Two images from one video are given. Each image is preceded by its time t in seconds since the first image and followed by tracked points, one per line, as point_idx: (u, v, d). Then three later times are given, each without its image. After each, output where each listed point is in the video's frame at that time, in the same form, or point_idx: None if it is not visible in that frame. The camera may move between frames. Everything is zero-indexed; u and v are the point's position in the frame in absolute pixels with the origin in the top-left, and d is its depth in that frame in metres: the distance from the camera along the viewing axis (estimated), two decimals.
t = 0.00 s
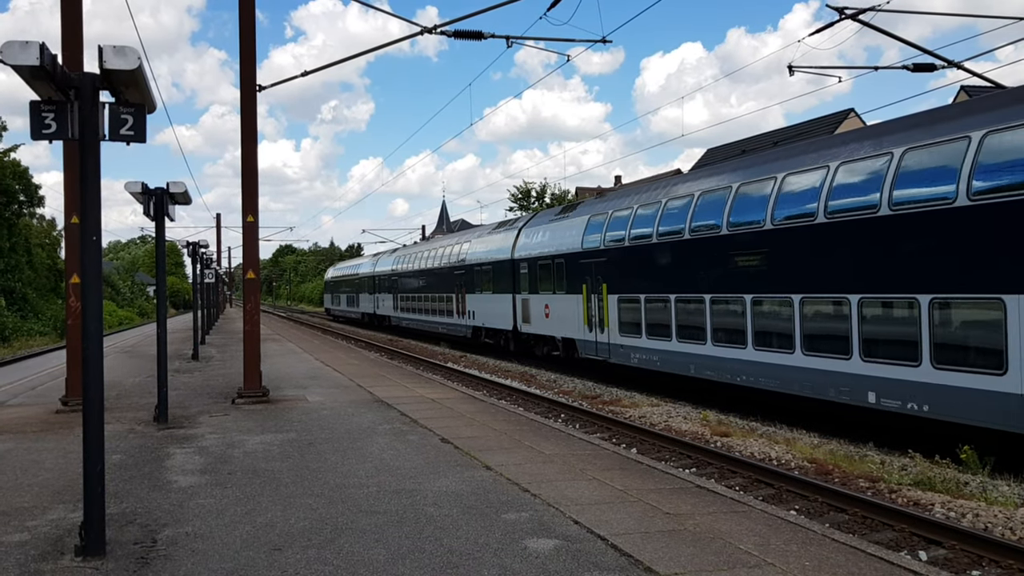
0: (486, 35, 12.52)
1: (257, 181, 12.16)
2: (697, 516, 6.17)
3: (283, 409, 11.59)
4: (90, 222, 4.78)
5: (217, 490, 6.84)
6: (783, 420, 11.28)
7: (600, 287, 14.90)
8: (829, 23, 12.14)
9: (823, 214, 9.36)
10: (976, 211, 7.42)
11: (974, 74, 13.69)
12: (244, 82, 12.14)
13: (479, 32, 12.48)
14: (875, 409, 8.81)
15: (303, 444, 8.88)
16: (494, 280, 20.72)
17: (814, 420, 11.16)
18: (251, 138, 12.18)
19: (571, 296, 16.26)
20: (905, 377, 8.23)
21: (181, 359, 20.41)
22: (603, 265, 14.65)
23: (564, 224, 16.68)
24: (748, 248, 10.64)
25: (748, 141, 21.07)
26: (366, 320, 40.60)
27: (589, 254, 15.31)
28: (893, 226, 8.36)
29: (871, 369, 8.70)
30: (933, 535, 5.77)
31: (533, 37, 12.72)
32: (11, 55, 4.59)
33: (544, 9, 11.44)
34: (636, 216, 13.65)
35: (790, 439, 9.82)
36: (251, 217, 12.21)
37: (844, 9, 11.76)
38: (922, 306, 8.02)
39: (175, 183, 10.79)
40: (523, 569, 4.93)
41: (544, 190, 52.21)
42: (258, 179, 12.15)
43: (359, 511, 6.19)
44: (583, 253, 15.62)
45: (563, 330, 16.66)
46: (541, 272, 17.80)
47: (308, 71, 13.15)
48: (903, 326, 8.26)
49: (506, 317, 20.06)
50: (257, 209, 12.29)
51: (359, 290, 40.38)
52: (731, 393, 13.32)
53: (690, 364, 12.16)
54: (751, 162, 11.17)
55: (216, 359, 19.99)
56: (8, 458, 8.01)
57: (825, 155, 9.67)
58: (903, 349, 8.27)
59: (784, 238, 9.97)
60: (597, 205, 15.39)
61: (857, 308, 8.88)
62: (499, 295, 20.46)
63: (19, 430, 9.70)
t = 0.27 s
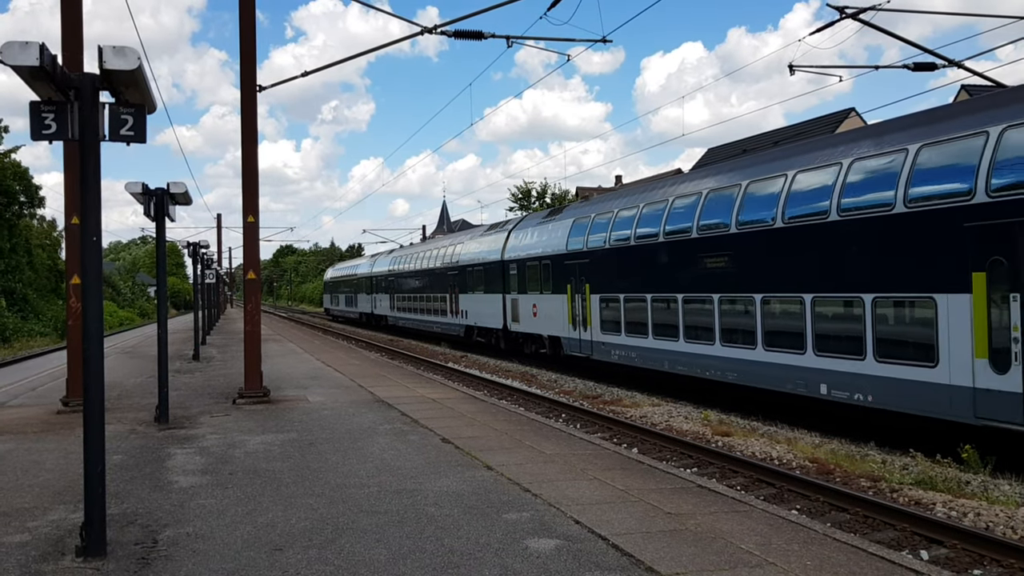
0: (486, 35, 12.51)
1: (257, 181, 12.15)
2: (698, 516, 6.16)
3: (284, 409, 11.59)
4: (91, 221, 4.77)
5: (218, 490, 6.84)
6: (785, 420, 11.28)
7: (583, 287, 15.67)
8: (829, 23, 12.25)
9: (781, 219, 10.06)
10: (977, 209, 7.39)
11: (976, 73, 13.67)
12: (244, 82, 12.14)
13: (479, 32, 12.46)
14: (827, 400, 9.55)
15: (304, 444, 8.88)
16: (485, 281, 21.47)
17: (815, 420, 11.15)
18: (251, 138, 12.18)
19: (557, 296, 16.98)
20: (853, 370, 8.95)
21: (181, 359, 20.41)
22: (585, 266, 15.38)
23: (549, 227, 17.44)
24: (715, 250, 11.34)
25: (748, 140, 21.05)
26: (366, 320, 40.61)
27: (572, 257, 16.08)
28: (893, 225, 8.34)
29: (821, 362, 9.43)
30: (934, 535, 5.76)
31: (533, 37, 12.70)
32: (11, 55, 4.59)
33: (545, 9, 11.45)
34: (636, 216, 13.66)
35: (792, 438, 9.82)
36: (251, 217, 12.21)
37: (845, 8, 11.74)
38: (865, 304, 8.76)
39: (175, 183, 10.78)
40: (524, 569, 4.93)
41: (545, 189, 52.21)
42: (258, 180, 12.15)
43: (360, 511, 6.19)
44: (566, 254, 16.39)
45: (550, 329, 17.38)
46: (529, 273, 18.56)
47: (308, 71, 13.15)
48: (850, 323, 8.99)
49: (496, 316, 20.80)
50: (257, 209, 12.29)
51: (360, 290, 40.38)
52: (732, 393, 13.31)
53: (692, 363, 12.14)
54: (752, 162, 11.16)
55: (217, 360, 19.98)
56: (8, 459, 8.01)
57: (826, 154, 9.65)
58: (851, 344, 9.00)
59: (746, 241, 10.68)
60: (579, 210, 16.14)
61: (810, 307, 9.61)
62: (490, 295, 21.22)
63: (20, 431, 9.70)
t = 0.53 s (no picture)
0: (487, 34, 12.50)
1: (258, 180, 12.15)
2: (699, 515, 6.15)
3: (285, 408, 11.59)
4: (91, 221, 4.76)
5: (219, 489, 6.84)
6: (786, 419, 11.27)
7: (566, 286, 16.45)
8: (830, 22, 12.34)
9: (743, 223, 10.77)
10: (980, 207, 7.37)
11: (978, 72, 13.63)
12: (244, 81, 12.13)
13: (480, 31, 12.45)
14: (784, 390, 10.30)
15: (305, 443, 8.88)
16: (476, 281, 22.27)
17: (816, 418, 11.14)
18: (251, 137, 12.18)
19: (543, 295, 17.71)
20: (806, 363, 9.71)
21: (183, 358, 20.41)
22: (569, 267, 16.11)
23: (534, 229, 18.18)
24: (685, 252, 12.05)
25: (749, 139, 21.03)
26: (367, 320, 40.60)
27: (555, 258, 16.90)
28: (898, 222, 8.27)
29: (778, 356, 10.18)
30: (935, 534, 5.75)
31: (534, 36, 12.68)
32: (11, 54, 4.59)
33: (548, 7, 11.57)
34: (636, 215, 13.62)
35: (793, 437, 9.81)
36: (252, 216, 12.21)
37: (846, 6, 11.71)
38: (841, 303, 9.13)
39: (176, 182, 10.78)
40: (524, 568, 4.92)
41: (546, 189, 52.20)
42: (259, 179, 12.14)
43: (361, 510, 6.19)
44: (550, 256, 17.16)
45: (537, 327, 18.10)
46: (516, 273, 19.34)
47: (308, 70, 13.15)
48: (804, 319, 9.71)
49: (487, 315, 21.54)
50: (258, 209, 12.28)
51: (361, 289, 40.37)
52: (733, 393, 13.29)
53: (694, 362, 12.09)
54: (752, 161, 11.15)
55: (218, 359, 19.97)
56: (9, 458, 8.01)
57: (828, 152, 9.60)
58: (826, 341, 9.38)
59: (712, 244, 11.40)
60: (561, 216, 16.95)
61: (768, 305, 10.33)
62: (480, 294, 22.04)
63: (21, 430, 9.70)
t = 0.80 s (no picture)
0: (487, 32, 12.49)
1: (258, 179, 12.15)
2: (700, 514, 6.15)
3: (285, 407, 11.59)
4: (92, 219, 4.75)
5: (219, 488, 6.84)
6: (787, 417, 11.28)
7: (551, 286, 17.25)
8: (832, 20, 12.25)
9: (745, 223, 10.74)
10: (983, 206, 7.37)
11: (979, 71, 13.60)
12: (245, 80, 12.13)
13: (480, 30, 12.44)
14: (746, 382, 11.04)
15: (306, 442, 8.88)
16: (469, 281, 23.05)
17: (817, 417, 11.14)
18: (252, 136, 12.17)
19: (531, 294, 18.51)
20: (806, 361, 9.69)
21: (183, 357, 20.40)
22: (554, 267, 16.93)
23: (523, 231, 19.02)
24: (658, 253, 12.80)
25: (750, 138, 21.00)
26: (368, 319, 40.56)
27: (542, 259, 17.69)
28: (903, 220, 8.22)
29: (739, 350, 10.94)
30: (937, 533, 5.74)
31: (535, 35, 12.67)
32: (12, 52, 4.58)
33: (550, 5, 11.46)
34: (635, 215, 13.68)
35: (794, 436, 9.80)
36: (253, 215, 12.21)
37: (846, 5, 11.69)
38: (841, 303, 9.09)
39: (176, 181, 10.77)
40: (525, 567, 4.92)
41: (547, 188, 52.20)
42: (259, 178, 12.14)
43: (361, 509, 6.18)
44: (537, 256, 17.95)
45: (525, 325, 18.87)
46: (506, 273, 20.12)
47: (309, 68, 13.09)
48: (782, 318, 10.10)
49: (478, 313, 22.32)
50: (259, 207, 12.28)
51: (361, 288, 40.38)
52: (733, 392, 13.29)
53: (694, 362, 12.07)
54: (754, 159, 11.11)
55: (218, 358, 19.98)
56: (10, 457, 8.01)
57: (832, 151, 9.55)
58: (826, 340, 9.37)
59: (681, 245, 12.15)
60: (548, 218, 17.76)
61: (730, 303, 11.08)
62: (472, 293, 22.84)
63: (22, 429, 9.70)
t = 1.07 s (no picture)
0: (487, 31, 12.49)
1: (258, 179, 12.15)
2: (701, 512, 6.16)
3: (286, 407, 11.59)
4: (92, 219, 4.75)
5: (219, 488, 6.83)
6: (786, 416, 11.29)
7: (537, 285, 18.05)
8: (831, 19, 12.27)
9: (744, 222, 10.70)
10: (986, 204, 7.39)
11: (978, 69, 13.60)
12: (245, 80, 12.12)
13: (480, 29, 12.44)
14: (709, 375, 11.84)
15: (306, 441, 8.88)
16: (461, 281, 23.85)
17: (817, 415, 11.15)
18: (252, 135, 12.17)
19: (518, 294, 19.38)
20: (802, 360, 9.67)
21: (184, 358, 20.39)
22: (539, 267, 17.78)
23: (512, 232, 19.89)
24: (633, 254, 13.57)
25: (750, 137, 20.99)
26: (368, 318, 40.59)
27: (530, 259, 18.45)
28: (904, 218, 8.22)
29: (703, 344, 11.74)
30: (937, 531, 5.74)
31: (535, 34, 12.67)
32: (12, 52, 4.58)
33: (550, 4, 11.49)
34: (633, 215, 13.75)
35: (794, 435, 9.80)
36: (253, 214, 12.21)
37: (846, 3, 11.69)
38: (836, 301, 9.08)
39: (176, 181, 10.77)
40: (526, 566, 4.91)
41: (546, 187, 52.22)
42: (259, 178, 12.13)
43: (361, 509, 6.18)
44: (524, 257, 18.75)
45: (513, 323, 19.72)
46: (496, 272, 20.88)
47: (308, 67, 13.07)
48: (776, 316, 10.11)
49: (470, 311, 23.10)
50: (259, 207, 12.29)
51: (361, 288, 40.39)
52: (733, 391, 13.31)
53: (694, 361, 12.07)
54: (756, 158, 11.09)
55: (218, 358, 19.98)
56: (10, 457, 8.01)
57: (833, 149, 9.54)
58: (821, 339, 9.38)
59: (654, 247, 12.90)
60: (535, 220, 18.51)
61: (696, 300, 11.84)
62: (463, 293, 23.65)
63: (22, 429, 9.69)
